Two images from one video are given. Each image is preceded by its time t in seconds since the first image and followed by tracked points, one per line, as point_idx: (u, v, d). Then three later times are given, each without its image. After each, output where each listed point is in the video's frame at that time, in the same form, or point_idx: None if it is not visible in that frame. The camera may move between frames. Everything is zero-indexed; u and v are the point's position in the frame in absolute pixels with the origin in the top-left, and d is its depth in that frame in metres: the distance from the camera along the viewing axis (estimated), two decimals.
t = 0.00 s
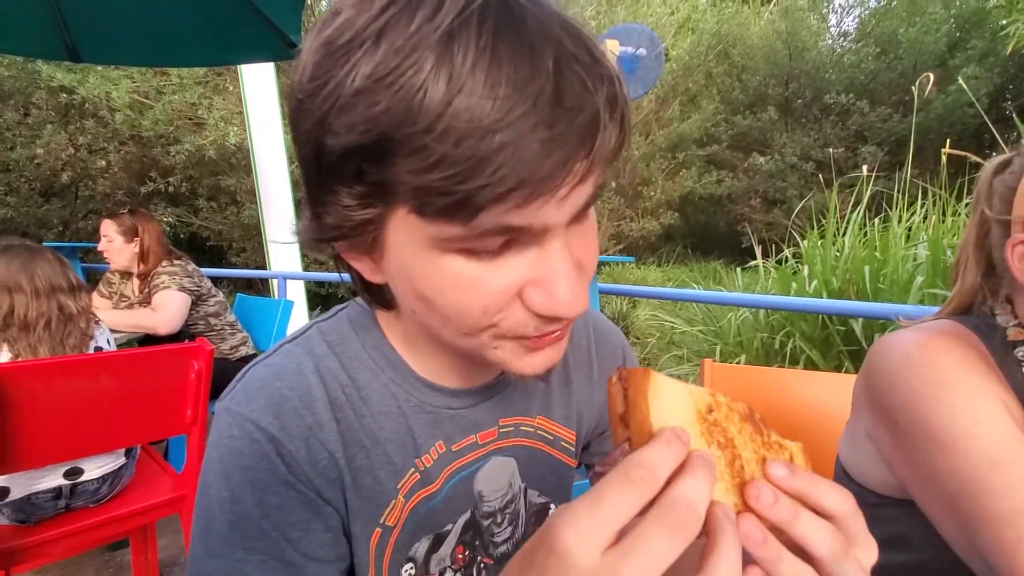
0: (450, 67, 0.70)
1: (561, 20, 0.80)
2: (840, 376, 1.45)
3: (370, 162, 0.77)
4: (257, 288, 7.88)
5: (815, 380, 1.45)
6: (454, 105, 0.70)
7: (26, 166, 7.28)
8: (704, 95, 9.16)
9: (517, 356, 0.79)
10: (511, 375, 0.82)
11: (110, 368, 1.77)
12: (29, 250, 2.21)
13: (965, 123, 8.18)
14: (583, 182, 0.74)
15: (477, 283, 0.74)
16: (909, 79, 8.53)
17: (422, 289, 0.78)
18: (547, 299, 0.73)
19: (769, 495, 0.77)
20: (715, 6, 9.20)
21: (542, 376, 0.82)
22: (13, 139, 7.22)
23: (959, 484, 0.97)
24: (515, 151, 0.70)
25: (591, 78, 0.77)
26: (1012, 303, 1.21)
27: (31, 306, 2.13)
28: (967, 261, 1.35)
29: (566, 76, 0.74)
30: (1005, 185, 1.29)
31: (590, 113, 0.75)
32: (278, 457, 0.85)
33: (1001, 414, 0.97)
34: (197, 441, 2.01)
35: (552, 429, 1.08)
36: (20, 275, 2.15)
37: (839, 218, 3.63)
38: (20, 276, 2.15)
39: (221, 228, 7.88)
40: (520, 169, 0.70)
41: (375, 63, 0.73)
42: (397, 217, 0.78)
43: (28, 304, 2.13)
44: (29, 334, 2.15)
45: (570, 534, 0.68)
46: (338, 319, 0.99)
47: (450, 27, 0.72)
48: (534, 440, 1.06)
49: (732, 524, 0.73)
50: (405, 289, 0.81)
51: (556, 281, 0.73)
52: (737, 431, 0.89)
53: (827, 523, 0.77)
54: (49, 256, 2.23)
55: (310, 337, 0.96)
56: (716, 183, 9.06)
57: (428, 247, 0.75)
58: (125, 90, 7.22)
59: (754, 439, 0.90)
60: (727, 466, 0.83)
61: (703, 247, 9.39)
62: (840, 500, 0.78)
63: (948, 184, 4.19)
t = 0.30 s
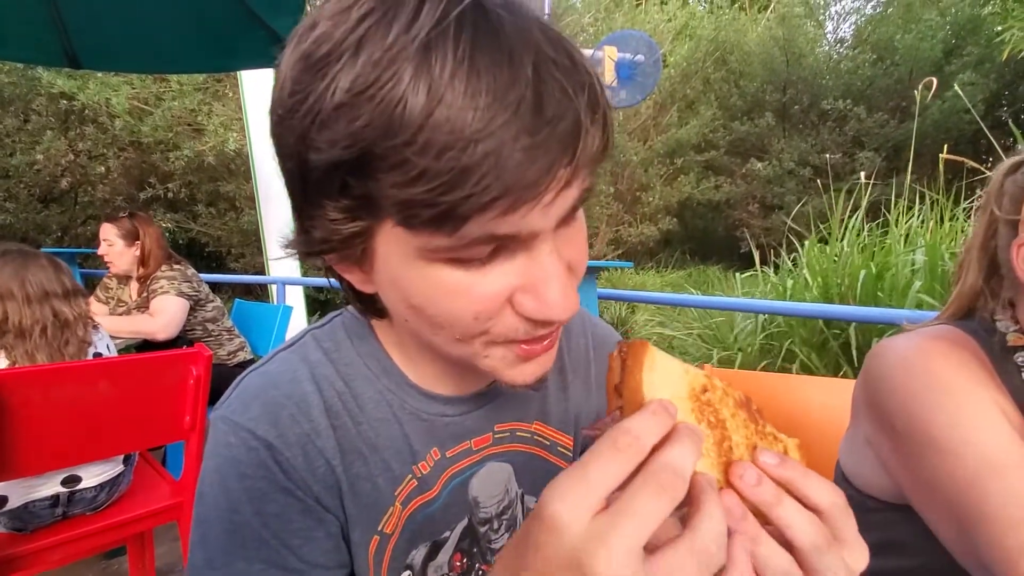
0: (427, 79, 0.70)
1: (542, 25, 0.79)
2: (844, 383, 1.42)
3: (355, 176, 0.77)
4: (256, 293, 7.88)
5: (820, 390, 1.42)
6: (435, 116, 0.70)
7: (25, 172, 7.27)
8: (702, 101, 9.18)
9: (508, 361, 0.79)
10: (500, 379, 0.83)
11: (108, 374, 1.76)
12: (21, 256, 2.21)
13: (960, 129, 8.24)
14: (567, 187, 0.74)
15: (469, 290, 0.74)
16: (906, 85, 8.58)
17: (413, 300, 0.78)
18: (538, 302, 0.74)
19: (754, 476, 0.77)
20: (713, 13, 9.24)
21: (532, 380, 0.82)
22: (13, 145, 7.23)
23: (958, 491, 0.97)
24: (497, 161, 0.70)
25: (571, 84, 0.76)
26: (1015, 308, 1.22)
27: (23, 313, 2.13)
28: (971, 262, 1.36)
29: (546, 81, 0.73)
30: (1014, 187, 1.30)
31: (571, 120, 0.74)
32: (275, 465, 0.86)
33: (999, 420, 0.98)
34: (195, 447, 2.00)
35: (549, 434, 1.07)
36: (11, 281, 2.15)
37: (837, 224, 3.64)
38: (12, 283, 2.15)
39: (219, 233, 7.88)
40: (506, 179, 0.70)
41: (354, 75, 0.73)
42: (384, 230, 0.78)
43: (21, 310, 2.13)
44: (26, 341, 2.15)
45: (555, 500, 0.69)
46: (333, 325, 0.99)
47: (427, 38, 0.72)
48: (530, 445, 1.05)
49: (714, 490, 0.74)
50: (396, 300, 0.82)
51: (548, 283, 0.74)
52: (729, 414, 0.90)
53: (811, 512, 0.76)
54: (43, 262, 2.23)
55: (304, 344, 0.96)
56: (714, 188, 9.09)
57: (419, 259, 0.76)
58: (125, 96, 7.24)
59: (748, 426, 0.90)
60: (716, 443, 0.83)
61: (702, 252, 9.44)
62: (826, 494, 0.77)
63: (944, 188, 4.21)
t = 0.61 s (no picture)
0: (411, 85, 0.70)
1: (524, 25, 0.79)
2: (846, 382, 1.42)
3: (344, 186, 0.77)
4: (254, 297, 7.87)
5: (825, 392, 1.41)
6: (422, 121, 0.70)
7: (23, 176, 7.26)
8: (700, 104, 9.21)
9: (513, 363, 0.79)
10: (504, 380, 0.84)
11: (106, 378, 1.76)
12: (18, 260, 2.20)
13: (957, 131, 8.27)
14: (560, 187, 0.74)
15: (466, 294, 0.74)
16: (903, 87, 8.61)
17: (409, 308, 0.78)
18: (535, 302, 0.74)
19: (726, 449, 0.74)
20: (710, 16, 9.28)
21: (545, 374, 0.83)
22: (11, 149, 7.22)
23: (956, 491, 0.97)
24: (488, 163, 0.70)
25: (556, 84, 0.76)
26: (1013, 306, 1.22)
27: (19, 316, 2.12)
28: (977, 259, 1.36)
29: (532, 81, 0.73)
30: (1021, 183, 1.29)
31: (559, 120, 0.74)
32: (274, 469, 0.86)
33: (999, 422, 0.97)
34: (194, 451, 2.00)
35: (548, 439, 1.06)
36: (7, 284, 2.15)
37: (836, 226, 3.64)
38: (7, 286, 2.14)
39: (218, 237, 7.87)
40: (501, 180, 0.70)
41: (336, 85, 0.73)
42: (376, 240, 0.78)
43: (17, 313, 2.12)
44: (22, 344, 2.14)
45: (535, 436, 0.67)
46: (327, 333, 0.99)
47: (409, 44, 0.72)
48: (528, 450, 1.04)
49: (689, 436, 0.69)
50: (392, 308, 0.81)
51: (546, 283, 0.74)
52: (726, 391, 0.88)
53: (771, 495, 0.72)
54: (40, 266, 2.23)
55: (299, 351, 0.97)
56: (712, 190, 9.10)
57: (414, 266, 0.75)
58: (123, 101, 7.25)
59: (741, 411, 0.87)
60: (702, 411, 0.82)
61: (701, 254, 9.45)
62: (798, 494, 0.72)
63: (941, 190, 4.23)
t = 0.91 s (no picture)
0: (398, 101, 0.70)
1: (501, 24, 0.79)
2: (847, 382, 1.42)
3: (348, 213, 0.75)
4: (253, 300, 7.85)
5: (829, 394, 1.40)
6: (416, 135, 0.70)
7: (21, 179, 7.25)
8: (698, 105, 9.23)
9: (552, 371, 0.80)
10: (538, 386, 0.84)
11: (104, 381, 1.75)
12: (15, 263, 2.19)
13: (955, 132, 8.32)
14: (565, 177, 0.75)
15: (491, 302, 0.73)
16: (900, 88, 8.65)
17: (424, 327, 0.77)
18: (560, 296, 0.74)
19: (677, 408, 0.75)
20: (708, 18, 9.30)
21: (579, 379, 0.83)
22: (9, 152, 7.21)
23: (959, 494, 0.97)
24: (493, 161, 0.70)
25: (545, 72, 0.76)
26: (1005, 309, 1.22)
27: (15, 318, 2.12)
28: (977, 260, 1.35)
29: (522, 71, 0.74)
30: (1016, 186, 1.29)
31: (557, 106, 0.75)
32: (280, 478, 0.86)
33: (997, 421, 0.98)
34: (193, 454, 2.01)
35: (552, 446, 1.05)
36: (4, 286, 2.14)
37: (833, 227, 3.66)
38: (2, 288, 2.14)
39: (218, 239, 7.89)
40: (509, 175, 0.71)
41: (317, 109, 0.72)
42: (384, 262, 0.76)
43: (13, 316, 2.12)
44: (18, 346, 2.14)
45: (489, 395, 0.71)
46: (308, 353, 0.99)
47: (389, 57, 0.72)
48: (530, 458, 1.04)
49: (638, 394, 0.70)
50: (404, 329, 0.79)
51: (567, 275, 0.74)
52: (687, 359, 0.83)
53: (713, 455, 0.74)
54: (37, 269, 2.22)
55: (301, 360, 0.98)
56: (711, 192, 9.13)
57: (428, 281, 0.74)
58: (122, 104, 7.25)
59: (702, 379, 0.83)
60: (658, 375, 0.80)
61: (699, 255, 9.47)
62: (746, 456, 0.74)
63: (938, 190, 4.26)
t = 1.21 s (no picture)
0: (413, 149, 0.66)
1: (511, 51, 0.74)
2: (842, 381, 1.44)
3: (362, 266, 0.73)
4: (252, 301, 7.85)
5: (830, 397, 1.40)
6: (436, 185, 0.67)
7: (21, 180, 7.25)
8: (697, 106, 9.25)
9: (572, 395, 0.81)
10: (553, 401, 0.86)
11: (103, 382, 1.75)
12: (12, 265, 2.19)
13: (954, 132, 8.34)
14: (580, 209, 0.76)
15: (514, 337, 0.73)
16: (899, 89, 8.66)
17: (442, 364, 0.76)
18: (576, 321, 0.75)
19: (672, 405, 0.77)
20: (707, 19, 9.32)
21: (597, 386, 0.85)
22: (9, 153, 7.20)
23: (956, 496, 0.97)
24: (518, 214, 0.69)
25: (562, 106, 0.73)
26: (1003, 309, 1.23)
27: (13, 318, 2.12)
28: (967, 274, 1.37)
29: (541, 111, 0.71)
30: (984, 201, 1.32)
31: (579, 145, 0.74)
32: (281, 491, 0.86)
33: (996, 425, 0.98)
34: (193, 456, 2.01)
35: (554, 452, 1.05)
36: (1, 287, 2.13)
37: (830, 227, 3.68)
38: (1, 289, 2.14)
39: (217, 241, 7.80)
40: (536, 225, 0.70)
41: (325, 156, 0.68)
42: (397, 304, 0.75)
43: (10, 316, 2.11)
44: (16, 347, 2.13)
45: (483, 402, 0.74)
46: (306, 370, 0.97)
47: (399, 99, 0.67)
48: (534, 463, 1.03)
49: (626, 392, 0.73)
50: (418, 364, 0.78)
51: (586, 305, 0.75)
52: (688, 359, 0.86)
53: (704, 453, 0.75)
54: (34, 269, 2.22)
55: (300, 371, 0.97)
56: (710, 192, 9.16)
57: (441, 314, 0.73)
58: (122, 104, 7.25)
59: (702, 380, 0.86)
60: (655, 375, 0.83)
61: (699, 256, 9.48)
62: (740, 457, 0.74)
63: (938, 191, 4.26)
